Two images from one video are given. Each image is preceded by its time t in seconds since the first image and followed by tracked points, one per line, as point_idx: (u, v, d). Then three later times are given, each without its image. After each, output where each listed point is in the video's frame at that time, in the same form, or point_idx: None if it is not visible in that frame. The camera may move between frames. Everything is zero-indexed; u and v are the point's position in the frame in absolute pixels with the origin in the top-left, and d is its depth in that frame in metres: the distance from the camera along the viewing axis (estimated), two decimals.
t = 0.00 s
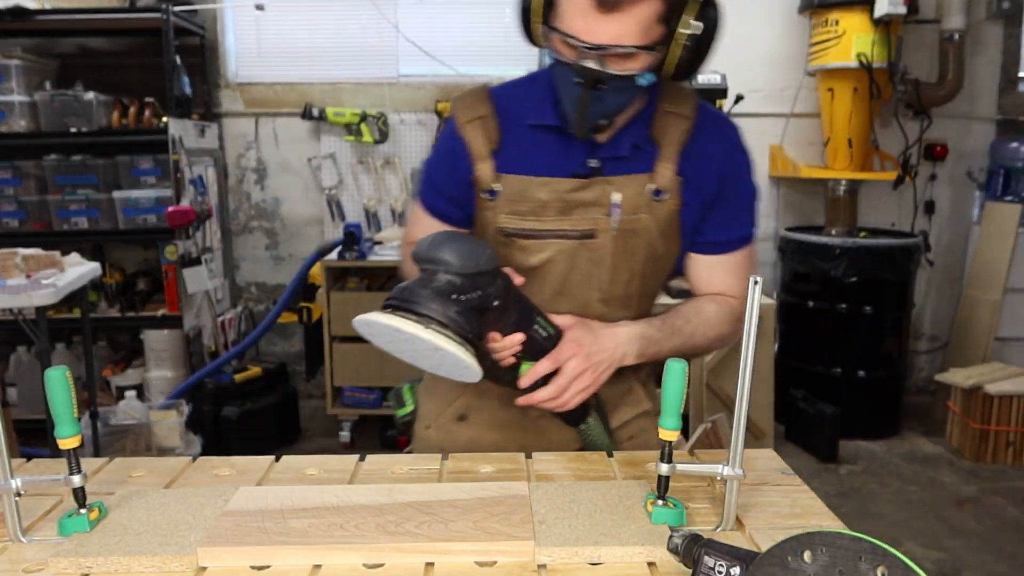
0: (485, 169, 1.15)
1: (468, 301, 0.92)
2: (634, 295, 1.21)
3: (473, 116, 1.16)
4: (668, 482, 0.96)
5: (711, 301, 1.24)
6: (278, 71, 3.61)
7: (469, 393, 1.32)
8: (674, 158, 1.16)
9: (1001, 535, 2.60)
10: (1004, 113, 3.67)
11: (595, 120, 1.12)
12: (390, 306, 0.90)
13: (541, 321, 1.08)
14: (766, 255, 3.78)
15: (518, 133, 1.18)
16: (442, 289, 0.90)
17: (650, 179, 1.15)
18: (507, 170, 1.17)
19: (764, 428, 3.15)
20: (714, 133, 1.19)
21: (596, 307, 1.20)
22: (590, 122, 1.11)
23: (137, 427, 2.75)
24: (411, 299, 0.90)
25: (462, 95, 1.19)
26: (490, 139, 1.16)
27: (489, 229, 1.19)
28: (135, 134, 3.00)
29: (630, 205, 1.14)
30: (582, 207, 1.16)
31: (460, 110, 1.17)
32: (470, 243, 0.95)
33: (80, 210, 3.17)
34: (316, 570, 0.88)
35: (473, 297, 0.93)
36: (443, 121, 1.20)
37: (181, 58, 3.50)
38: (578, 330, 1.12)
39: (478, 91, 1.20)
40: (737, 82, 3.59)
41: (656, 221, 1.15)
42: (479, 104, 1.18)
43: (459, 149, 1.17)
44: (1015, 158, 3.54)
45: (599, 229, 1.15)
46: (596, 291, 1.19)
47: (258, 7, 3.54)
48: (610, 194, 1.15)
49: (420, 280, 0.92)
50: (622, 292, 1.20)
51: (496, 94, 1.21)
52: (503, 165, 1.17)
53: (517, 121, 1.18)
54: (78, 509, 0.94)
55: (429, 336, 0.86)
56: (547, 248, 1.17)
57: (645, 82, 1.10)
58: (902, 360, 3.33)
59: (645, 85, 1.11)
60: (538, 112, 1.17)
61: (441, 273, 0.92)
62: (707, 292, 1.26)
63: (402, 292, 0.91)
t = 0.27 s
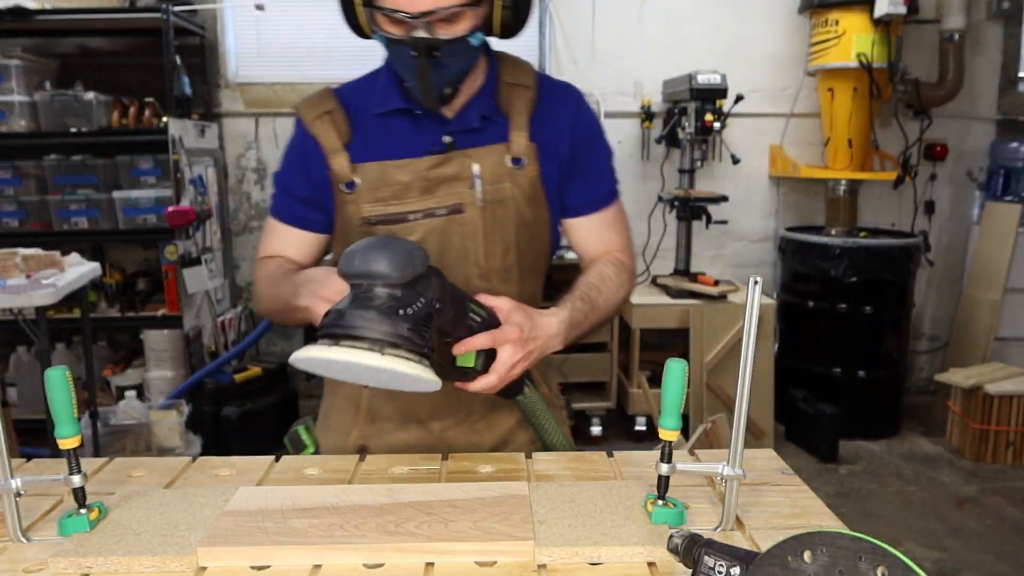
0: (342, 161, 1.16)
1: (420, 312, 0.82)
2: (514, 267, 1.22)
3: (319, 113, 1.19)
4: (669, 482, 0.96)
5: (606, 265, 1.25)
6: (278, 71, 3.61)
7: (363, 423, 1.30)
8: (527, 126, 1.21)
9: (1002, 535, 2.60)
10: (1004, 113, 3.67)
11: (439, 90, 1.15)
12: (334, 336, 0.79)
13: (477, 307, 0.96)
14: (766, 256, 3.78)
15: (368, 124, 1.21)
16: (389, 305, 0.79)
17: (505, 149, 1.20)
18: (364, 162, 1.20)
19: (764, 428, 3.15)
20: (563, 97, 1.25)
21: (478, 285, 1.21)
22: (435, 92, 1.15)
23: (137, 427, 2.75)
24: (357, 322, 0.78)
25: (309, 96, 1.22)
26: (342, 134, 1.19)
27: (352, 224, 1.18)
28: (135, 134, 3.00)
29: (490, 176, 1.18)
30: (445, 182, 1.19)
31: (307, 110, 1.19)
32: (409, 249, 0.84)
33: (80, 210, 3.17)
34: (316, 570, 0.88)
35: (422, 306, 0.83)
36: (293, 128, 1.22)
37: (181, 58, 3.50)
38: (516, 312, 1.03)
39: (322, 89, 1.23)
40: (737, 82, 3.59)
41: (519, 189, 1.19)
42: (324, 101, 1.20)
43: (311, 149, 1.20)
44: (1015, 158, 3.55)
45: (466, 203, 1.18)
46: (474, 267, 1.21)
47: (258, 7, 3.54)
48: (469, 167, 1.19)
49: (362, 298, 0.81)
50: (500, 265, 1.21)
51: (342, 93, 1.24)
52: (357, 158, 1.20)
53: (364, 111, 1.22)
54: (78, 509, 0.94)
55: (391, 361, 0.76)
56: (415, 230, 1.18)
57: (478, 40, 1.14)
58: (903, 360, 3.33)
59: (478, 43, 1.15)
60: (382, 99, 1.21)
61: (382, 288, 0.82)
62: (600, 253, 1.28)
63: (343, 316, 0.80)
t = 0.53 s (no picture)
0: (288, 158, 1.18)
1: (387, 383, 0.85)
2: (469, 254, 1.26)
3: (263, 110, 1.20)
4: (669, 482, 0.96)
5: (560, 255, 1.32)
6: (277, 71, 3.61)
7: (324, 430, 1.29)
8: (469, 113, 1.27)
9: (1002, 535, 2.59)
10: (1004, 113, 3.67)
11: (379, 83, 1.21)
12: (306, 425, 0.83)
13: (441, 336, 0.95)
14: (766, 256, 3.78)
15: (313, 119, 1.25)
16: (355, 388, 0.82)
17: (450, 137, 1.25)
18: (308, 157, 1.23)
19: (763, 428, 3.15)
20: (501, 86, 1.33)
21: (433, 273, 1.24)
22: (375, 84, 1.20)
23: (137, 427, 2.75)
24: (324, 414, 0.82)
25: (251, 94, 1.23)
26: (286, 128, 1.21)
27: (302, 220, 1.21)
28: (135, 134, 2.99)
29: (437, 164, 1.23)
30: (392, 173, 1.22)
31: (250, 107, 1.21)
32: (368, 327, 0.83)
33: (80, 211, 3.17)
34: (316, 570, 0.87)
35: (388, 376, 0.85)
36: (234, 119, 1.23)
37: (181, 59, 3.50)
38: (485, 330, 1.03)
39: (265, 88, 1.24)
40: (738, 82, 3.59)
41: (467, 176, 1.25)
42: (267, 98, 1.22)
43: (254, 142, 1.22)
44: (1015, 158, 3.54)
45: (414, 192, 1.22)
46: (427, 256, 1.23)
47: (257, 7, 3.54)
48: (415, 156, 1.22)
49: (326, 385, 0.83)
50: (454, 253, 1.24)
51: (284, 90, 1.28)
52: (303, 155, 1.23)
53: (308, 107, 1.26)
54: (78, 509, 0.94)
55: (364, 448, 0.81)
56: (367, 223, 1.21)
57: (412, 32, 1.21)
58: (903, 360, 3.33)
59: (412, 35, 1.21)
60: (325, 92, 1.24)
61: (344, 373, 0.83)
62: (550, 243, 1.35)
63: (312, 400, 0.83)
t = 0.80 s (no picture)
0: (285, 153, 1.20)
1: (373, 451, 0.89)
2: (465, 251, 1.25)
3: (261, 105, 1.21)
4: (669, 482, 0.96)
5: (557, 259, 1.32)
6: (278, 71, 3.61)
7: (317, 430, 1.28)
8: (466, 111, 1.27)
9: (1002, 535, 2.59)
10: (1004, 112, 3.68)
11: (379, 81, 1.21)
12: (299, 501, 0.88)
13: (431, 363, 0.99)
14: (766, 256, 3.78)
15: (311, 115, 1.26)
16: (340, 465, 0.86)
17: (445, 135, 1.25)
18: (303, 152, 1.23)
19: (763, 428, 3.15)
20: (499, 85, 1.33)
21: (428, 269, 1.23)
22: (374, 82, 1.20)
23: (137, 427, 2.75)
24: (312, 491, 0.87)
25: (249, 89, 1.24)
26: (284, 123, 1.22)
27: (297, 216, 1.21)
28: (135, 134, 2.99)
29: (432, 160, 1.23)
30: (387, 169, 1.22)
31: (249, 103, 1.21)
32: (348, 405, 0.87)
33: (80, 210, 3.17)
34: (316, 570, 0.87)
35: (373, 443, 0.89)
36: (234, 115, 1.25)
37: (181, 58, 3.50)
38: (479, 342, 1.04)
39: (263, 84, 1.25)
40: (738, 82, 3.59)
41: (462, 173, 1.24)
42: (266, 94, 1.23)
43: (253, 138, 1.23)
44: (1015, 158, 3.54)
45: (409, 188, 1.22)
46: (422, 252, 1.23)
47: (257, 7, 3.54)
48: (410, 152, 1.22)
49: (311, 462, 0.86)
50: (449, 250, 1.24)
51: (284, 87, 1.28)
52: (300, 149, 1.24)
53: (306, 102, 1.26)
54: (78, 509, 0.94)
55: (351, 522, 0.88)
56: (361, 218, 1.20)
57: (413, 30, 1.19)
58: (903, 360, 3.32)
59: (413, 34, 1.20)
60: (322, 89, 1.25)
61: (329, 451, 0.86)
62: (545, 247, 1.35)
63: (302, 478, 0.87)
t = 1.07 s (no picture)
0: (294, 147, 1.19)
1: (375, 461, 0.88)
2: (471, 251, 1.25)
3: (273, 98, 1.21)
4: (669, 482, 0.96)
5: (570, 260, 1.33)
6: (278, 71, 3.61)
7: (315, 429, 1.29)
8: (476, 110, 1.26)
9: (1002, 535, 2.59)
10: (1004, 112, 3.68)
11: (389, 80, 1.20)
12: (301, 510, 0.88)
13: (439, 367, 0.99)
14: (766, 256, 3.78)
15: (321, 109, 1.25)
16: (342, 474, 0.85)
17: (454, 133, 1.24)
18: (313, 145, 1.23)
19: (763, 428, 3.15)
20: (510, 85, 1.33)
21: (432, 268, 1.23)
22: (386, 82, 1.20)
23: (137, 427, 2.75)
24: (312, 499, 0.87)
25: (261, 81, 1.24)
26: (295, 117, 1.21)
27: (304, 209, 1.21)
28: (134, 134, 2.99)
29: (439, 158, 1.23)
30: (393, 165, 1.21)
31: (260, 95, 1.21)
32: (351, 415, 0.85)
33: (80, 210, 3.16)
34: (315, 570, 0.87)
35: (375, 452, 0.89)
36: (245, 107, 1.24)
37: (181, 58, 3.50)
38: (492, 342, 1.07)
39: (275, 76, 1.25)
40: (738, 82, 3.59)
41: (470, 171, 1.24)
42: (278, 86, 1.23)
43: (264, 129, 1.23)
44: (1015, 158, 3.54)
45: (415, 185, 1.22)
46: (427, 251, 1.23)
47: (258, 7, 3.54)
48: (418, 148, 1.22)
49: (311, 470, 0.86)
50: (455, 249, 1.24)
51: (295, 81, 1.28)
52: (309, 143, 1.23)
53: (316, 97, 1.26)
54: (78, 509, 0.94)
55: (350, 532, 0.88)
56: (366, 213, 1.21)
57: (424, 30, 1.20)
58: (903, 360, 3.32)
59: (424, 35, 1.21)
60: (333, 84, 1.25)
61: (331, 460, 0.86)
62: (559, 248, 1.36)
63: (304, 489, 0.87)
